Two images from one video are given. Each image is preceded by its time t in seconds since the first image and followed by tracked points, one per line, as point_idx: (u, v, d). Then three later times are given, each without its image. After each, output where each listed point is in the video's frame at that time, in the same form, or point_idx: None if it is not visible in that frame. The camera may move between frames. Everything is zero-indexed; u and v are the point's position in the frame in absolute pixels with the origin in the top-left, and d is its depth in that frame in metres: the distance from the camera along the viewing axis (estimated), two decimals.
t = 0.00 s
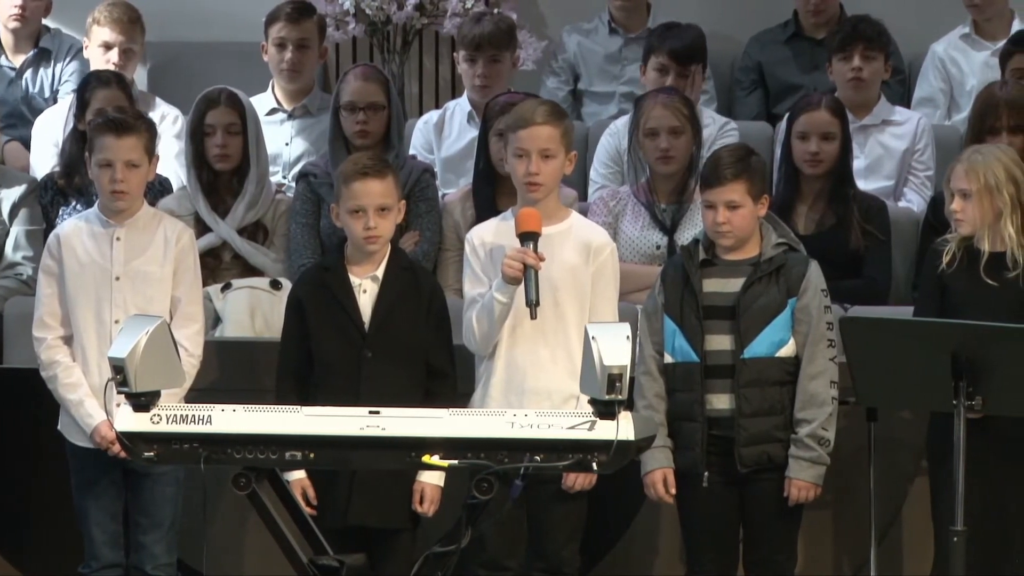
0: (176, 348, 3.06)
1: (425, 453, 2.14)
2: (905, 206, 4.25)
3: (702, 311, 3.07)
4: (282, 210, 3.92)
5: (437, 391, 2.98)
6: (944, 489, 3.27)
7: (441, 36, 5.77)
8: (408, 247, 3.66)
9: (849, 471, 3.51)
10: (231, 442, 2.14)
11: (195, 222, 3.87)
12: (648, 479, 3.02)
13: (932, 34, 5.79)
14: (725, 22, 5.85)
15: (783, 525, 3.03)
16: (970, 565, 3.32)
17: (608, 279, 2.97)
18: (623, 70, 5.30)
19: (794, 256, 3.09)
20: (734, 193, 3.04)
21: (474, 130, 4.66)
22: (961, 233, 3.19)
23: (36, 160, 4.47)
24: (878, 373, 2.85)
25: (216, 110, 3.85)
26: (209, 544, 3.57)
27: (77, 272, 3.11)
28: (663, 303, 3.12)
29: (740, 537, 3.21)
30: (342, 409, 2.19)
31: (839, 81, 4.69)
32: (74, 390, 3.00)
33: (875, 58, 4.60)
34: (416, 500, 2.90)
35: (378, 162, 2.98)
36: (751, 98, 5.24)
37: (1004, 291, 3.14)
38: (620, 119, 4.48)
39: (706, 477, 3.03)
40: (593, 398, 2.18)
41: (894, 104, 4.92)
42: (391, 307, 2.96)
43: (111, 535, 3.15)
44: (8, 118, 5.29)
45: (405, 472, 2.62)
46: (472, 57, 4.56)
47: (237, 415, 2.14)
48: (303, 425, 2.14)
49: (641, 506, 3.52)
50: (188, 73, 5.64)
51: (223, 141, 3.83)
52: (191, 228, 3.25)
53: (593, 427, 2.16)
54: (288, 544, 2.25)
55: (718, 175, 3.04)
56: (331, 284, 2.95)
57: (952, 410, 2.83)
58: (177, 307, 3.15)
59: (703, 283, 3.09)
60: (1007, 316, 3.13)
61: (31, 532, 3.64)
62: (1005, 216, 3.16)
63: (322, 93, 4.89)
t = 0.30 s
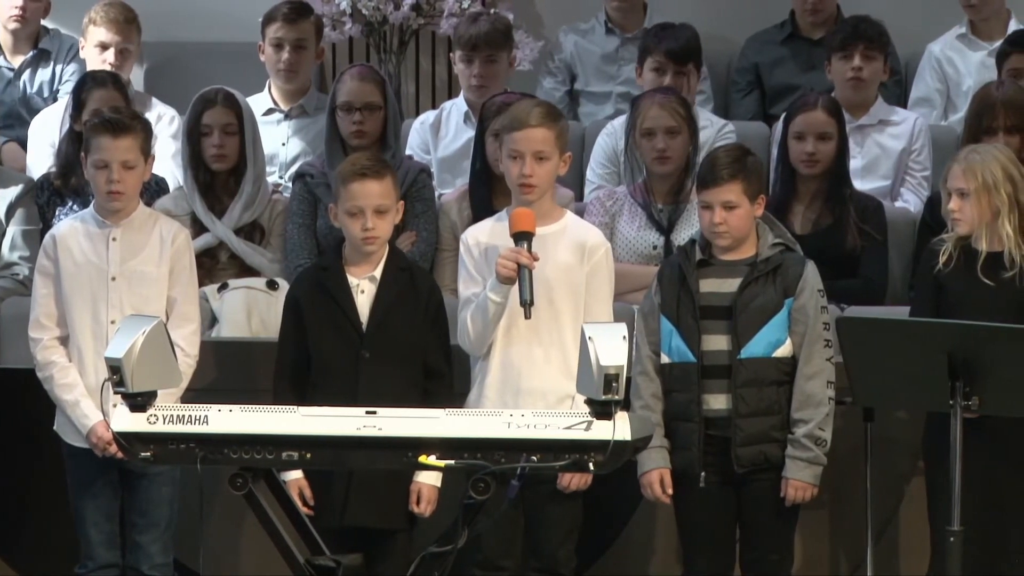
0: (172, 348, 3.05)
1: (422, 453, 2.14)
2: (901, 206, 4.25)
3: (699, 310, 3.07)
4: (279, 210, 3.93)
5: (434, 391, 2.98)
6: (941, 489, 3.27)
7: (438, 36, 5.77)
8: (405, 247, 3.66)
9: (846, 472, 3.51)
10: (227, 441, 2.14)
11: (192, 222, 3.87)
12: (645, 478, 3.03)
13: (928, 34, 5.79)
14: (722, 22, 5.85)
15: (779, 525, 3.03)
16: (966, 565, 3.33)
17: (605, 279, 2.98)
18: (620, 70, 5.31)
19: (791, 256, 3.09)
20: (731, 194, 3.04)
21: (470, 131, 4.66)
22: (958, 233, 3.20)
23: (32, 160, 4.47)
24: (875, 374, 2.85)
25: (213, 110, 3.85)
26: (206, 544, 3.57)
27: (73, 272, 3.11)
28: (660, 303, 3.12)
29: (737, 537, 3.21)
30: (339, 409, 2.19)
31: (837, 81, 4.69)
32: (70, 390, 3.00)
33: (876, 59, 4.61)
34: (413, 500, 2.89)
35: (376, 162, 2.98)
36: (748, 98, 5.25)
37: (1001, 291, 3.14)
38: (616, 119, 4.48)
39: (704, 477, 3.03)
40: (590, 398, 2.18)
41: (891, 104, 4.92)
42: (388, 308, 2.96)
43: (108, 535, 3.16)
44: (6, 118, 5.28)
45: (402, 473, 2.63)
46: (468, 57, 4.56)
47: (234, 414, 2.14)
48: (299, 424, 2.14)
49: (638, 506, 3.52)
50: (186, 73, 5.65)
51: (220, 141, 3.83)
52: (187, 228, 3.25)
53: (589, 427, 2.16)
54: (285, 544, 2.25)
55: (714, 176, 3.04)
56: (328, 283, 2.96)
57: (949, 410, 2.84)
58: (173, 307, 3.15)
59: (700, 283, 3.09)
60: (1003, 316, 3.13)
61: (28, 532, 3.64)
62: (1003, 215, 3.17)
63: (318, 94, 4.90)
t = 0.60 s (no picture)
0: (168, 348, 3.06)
1: (418, 453, 2.15)
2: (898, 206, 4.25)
3: (695, 310, 3.08)
4: (275, 210, 3.92)
5: (431, 391, 2.98)
6: (937, 489, 3.27)
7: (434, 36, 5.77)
8: (401, 247, 3.66)
9: (842, 472, 3.51)
10: (223, 441, 2.14)
11: (188, 222, 3.87)
12: (641, 477, 3.03)
13: (925, 34, 5.79)
14: (718, 22, 5.86)
15: (775, 526, 3.03)
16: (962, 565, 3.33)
17: (597, 278, 2.97)
18: (616, 70, 5.30)
19: (787, 256, 3.09)
20: (726, 194, 3.04)
21: (466, 131, 4.66)
22: (955, 233, 3.20)
23: (29, 160, 4.47)
24: (870, 374, 2.86)
25: (209, 110, 3.84)
26: (202, 544, 3.58)
27: (69, 272, 3.11)
28: (656, 303, 3.12)
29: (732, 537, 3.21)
30: (335, 409, 2.19)
31: (836, 80, 4.69)
32: (65, 391, 3.00)
33: (876, 61, 4.61)
34: (408, 500, 2.90)
35: (372, 163, 2.99)
36: (744, 98, 5.25)
37: (997, 291, 3.14)
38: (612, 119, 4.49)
39: (699, 477, 3.03)
40: (586, 398, 2.18)
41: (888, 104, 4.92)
42: (384, 308, 2.96)
43: (104, 535, 3.16)
44: (3, 117, 5.27)
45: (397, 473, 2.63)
46: (464, 58, 4.57)
47: (230, 414, 2.15)
48: (295, 425, 2.14)
49: (633, 506, 3.52)
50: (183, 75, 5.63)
51: (216, 141, 3.83)
52: (182, 229, 3.25)
53: (585, 427, 2.16)
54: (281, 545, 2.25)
55: (710, 176, 3.04)
56: (324, 283, 2.96)
57: (945, 410, 2.83)
58: (169, 307, 3.15)
59: (696, 284, 3.09)
60: (999, 316, 3.14)
61: (24, 533, 3.64)
62: (1000, 215, 3.16)
63: (314, 94, 4.89)
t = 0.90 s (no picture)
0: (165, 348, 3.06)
1: (415, 453, 2.14)
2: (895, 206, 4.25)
3: (692, 311, 3.07)
4: (272, 210, 3.92)
5: (427, 391, 2.98)
6: (934, 490, 3.27)
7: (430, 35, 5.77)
8: (399, 247, 3.65)
9: (839, 471, 3.51)
10: (220, 441, 2.14)
11: (185, 222, 3.87)
12: (638, 477, 3.02)
13: (922, 34, 5.79)
14: (715, 22, 5.86)
15: (771, 526, 3.03)
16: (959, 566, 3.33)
17: (591, 281, 2.98)
18: (612, 69, 5.30)
19: (784, 256, 3.08)
20: (724, 194, 3.03)
21: (463, 129, 4.65)
22: (954, 233, 3.19)
23: (25, 160, 4.47)
24: (867, 374, 2.86)
25: (205, 110, 3.84)
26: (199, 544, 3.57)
27: (65, 273, 3.11)
28: (653, 303, 3.12)
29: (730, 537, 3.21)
30: (332, 409, 2.19)
31: (833, 80, 4.69)
32: (62, 391, 3.00)
33: (872, 61, 4.62)
34: (405, 500, 2.89)
35: (368, 163, 2.99)
36: (741, 97, 5.25)
37: (994, 290, 3.14)
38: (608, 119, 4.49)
39: (696, 477, 3.03)
40: (584, 398, 2.18)
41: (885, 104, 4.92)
42: (381, 308, 2.96)
43: (100, 535, 3.15)
44: None
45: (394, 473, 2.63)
46: (462, 55, 4.56)
47: (227, 414, 2.14)
48: (292, 425, 2.14)
49: (630, 507, 3.52)
50: (180, 75, 5.63)
51: (213, 141, 3.83)
52: (179, 228, 3.25)
53: (583, 427, 2.16)
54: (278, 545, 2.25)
55: (707, 175, 3.04)
56: (320, 282, 2.96)
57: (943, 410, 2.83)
58: (165, 307, 3.15)
59: (693, 284, 3.09)
60: (997, 315, 3.14)
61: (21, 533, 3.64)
62: (999, 214, 3.16)
63: (311, 94, 4.89)
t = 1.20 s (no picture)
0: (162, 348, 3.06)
1: (412, 453, 2.14)
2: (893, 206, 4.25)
3: (689, 310, 3.07)
4: (269, 210, 3.93)
5: (424, 391, 2.98)
6: (931, 490, 3.27)
7: (428, 35, 5.77)
8: (395, 247, 3.65)
9: (836, 471, 3.51)
10: (218, 441, 2.14)
11: (182, 222, 3.87)
12: (636, 476, 3.02)
13: (919, 34, 5.80)
14: (713, 22, 5.86)
15: (769, 526, 3.02)
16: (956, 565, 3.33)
17: (586, 281, 2.98)
18: (609, 69, 5.30)
19: (781, 256, 3.08)
20: (721, 194, 3.03)
21: (460, 127, 4.66)
22: (949, 233, 3.19)
23: (22, 160, 4.47)
24: (865, 374, 2.85)
25: (203, 110, 3.85)
26: (196, 544, 3.58)
27: (63, 273, 3.11)
28: (650, 302, 3.12)
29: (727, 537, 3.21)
30: (329, 409, 2.19)
31: (830, 80, 4.68)
32: (60, 391, 3.00)
33: (869, 60, 4.61)
34: (402, 500, 2.88)
35: (365, 163, 2.99)
36: (738, 97, 5.26)
37: (991, 290, 3.14)
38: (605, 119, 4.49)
39: (693, 477, 3.03)
40: (580, 398, 2.18)
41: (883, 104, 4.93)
42: (378, 308, 2.96)
43: (98, 536, 3.15)
44: None
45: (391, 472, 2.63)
46: (460, 54, 4.56)
47: (224, 414, 2.15)
48: (288, 425, 2.14)
49: (627, 507, 3.52)
50: (178, 75, 5.63)
51: (210, 141, 3.83)
52: (177, 228, 3.25)
53: (579, 427, 2.16)
54: (275, 544, 2.25)
55: (705, 175, 3.04)
56: (317, 282, 2.96)
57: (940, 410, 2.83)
58: (163, 307, 3.15)
59: (690, 283, 3.08)
60: (993, 316, 3.14)
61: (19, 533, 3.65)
62: (992, 215, 3.16)
63: (309, 94, 4.89)
